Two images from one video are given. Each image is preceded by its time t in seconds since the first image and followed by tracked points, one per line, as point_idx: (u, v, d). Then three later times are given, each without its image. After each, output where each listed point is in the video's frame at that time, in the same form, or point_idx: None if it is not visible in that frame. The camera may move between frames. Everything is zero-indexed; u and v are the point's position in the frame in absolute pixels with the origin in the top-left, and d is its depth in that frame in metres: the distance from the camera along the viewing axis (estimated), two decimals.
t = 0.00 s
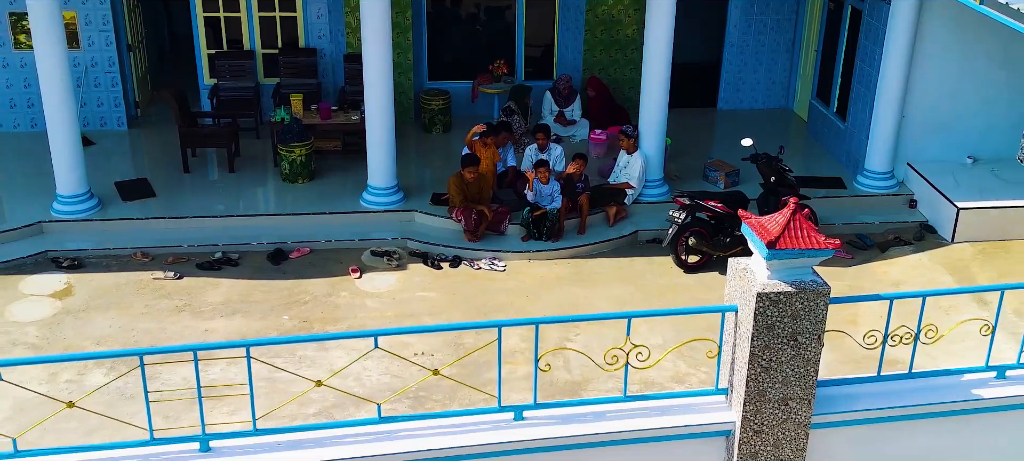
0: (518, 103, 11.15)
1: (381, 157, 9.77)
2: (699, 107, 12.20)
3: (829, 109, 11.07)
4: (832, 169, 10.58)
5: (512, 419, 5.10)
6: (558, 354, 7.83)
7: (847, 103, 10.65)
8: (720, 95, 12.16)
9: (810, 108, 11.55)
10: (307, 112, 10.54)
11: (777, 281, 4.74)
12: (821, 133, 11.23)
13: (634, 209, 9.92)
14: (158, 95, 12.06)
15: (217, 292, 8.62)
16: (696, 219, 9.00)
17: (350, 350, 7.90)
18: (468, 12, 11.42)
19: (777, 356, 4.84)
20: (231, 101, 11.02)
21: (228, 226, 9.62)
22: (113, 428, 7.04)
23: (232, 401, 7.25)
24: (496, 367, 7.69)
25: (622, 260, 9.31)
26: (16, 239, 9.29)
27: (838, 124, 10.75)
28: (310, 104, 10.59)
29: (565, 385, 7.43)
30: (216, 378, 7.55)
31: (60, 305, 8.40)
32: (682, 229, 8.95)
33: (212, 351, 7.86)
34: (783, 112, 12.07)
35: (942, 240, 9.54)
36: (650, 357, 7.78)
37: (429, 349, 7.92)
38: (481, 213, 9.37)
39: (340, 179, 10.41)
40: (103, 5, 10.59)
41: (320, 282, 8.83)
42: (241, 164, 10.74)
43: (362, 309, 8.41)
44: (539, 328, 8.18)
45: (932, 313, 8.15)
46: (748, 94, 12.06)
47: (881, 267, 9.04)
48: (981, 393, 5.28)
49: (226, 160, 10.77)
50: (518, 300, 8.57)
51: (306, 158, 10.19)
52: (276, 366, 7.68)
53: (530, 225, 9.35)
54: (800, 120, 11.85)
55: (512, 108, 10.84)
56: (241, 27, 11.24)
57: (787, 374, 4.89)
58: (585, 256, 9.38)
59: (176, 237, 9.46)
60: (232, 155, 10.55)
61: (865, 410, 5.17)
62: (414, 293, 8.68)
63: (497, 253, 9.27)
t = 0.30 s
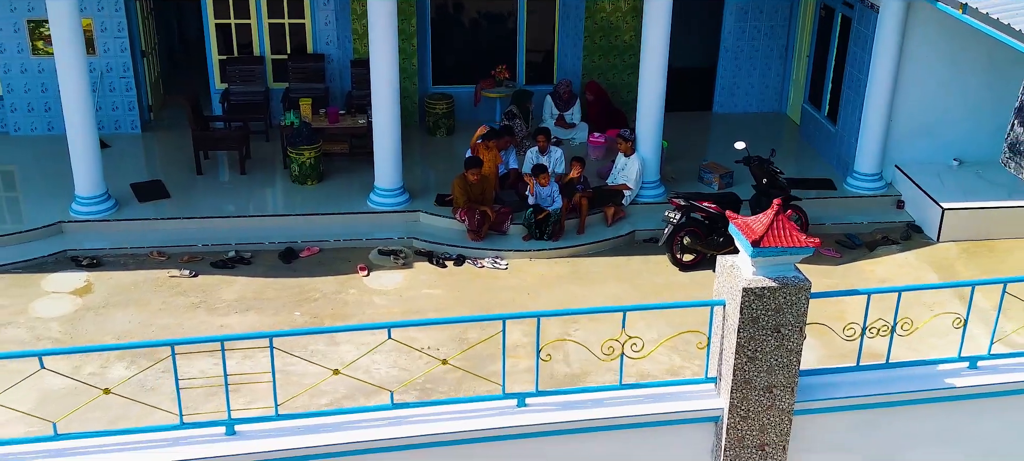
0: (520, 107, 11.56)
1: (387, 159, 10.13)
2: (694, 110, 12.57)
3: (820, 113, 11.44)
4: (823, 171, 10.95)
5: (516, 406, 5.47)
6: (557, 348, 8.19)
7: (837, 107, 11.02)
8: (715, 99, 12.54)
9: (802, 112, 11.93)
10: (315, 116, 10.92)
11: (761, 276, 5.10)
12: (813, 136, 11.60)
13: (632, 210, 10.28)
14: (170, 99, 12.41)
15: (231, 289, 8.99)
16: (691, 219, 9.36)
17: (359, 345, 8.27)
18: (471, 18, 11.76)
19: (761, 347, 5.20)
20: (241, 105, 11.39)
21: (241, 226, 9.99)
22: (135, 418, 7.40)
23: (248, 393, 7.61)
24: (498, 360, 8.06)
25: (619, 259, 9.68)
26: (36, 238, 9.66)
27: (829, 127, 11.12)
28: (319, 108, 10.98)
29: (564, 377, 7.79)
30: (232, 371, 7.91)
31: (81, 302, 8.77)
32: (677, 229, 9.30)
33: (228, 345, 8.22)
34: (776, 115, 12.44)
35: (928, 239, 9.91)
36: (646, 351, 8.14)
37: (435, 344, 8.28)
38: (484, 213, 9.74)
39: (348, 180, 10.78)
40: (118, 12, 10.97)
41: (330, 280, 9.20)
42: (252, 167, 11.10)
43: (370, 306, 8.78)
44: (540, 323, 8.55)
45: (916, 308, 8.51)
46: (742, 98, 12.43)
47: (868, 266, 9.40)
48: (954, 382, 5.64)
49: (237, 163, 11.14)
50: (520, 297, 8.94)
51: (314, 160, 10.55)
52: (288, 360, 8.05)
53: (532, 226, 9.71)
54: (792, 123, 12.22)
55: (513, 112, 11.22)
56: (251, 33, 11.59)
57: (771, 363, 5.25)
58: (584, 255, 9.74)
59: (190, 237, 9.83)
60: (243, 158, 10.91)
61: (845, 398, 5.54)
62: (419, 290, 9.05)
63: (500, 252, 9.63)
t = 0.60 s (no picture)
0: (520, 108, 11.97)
1: (393, 158, 10.53)
2: (690, 111, 12.97)
3: (811, 113, 11.85)
4: (813, 170, 11.35)
5: (517, 387, 5.86)
6: (556, 338, 8.59)
7: (826, 108, 11.42)
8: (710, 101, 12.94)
9: (793, 113, 12.33)
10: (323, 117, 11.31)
11: (745, 266, 5.50)
12: (804, 136, 12.00)
13: (628, 208, 10.69)
14: (182, 100, 12.80)
15: (244, 283, 9.39)
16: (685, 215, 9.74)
17: (367, 334, 8.66)
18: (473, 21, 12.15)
19: (745, 332, 5.60)
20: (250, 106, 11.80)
21: (252, 223, 10.39)
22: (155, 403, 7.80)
23: (262, 379, 8.01)
24: (500, 348, 8.45)
25: (616, 254, 10.08)
26: (57, 234, 10.07)
27: (818, 127, 11.53)
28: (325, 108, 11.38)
29: (563, 365, 8.19)
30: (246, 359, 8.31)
31: (101, 294, 9.16)
32: (671, 225, 9.68)
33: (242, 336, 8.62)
34: (768, 116, 12.84)
35: (913, 235, 10.30)
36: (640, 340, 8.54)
37: (439, 334, 8.68)
38: (486, 211, 10.15)
39: (355, 179, 11.18)
40: (133, 16, 11.38)
41: (339, 274, 9.59)
42: (262, 166, 11.50)
43: (377, 298, 9.17)
44: (540, 314, 8.94)
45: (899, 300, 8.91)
46: (736, 99, 12.83)
47: (855, 260, 9.80)
48: (926, 366, 6.04)
49: (248, 163, 11.54)
50: (520, 290, 9.34)
51: (322, 159, 10.95)
52: (300, 349, 8.44)
53: (532, 223, 10.10)
54: (784, 123, 12.63)
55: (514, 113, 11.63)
56: (261, 36, 11.98)
57: (754, 347, 5.65)
58: (582, 250, 10.14)
59: (204, 233, 10.23)
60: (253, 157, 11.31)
61: (824, 380, 5.93)
62: (425, 283, 9.45)
63: (501, 247, 10.03)
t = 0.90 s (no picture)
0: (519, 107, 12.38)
1: (396, 156, 10.93)
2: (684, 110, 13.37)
3: (800, 113, 12.25)
4: (801, 167, 11.75)
5: (514, 369, 6.26)
6: (552, 326, 8.97)
7: (815, 107, 11.81)
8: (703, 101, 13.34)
9: (783, 113, 12.73)
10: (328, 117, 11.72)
11: (727, 256, 5.89)
12: (793, 135, 12.39)
13: (623, 204, 11.08)
14: (191, 101, 13.20)
15: (254, 276, 9.78)
16: (677, 211, 10.13)
17: (371, 324, 9.04)
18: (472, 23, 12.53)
19: (727, 317, 6.00)
20: (257, 105, 12.18)
21: (260, 218, 10.79)
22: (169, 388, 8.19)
23: (271, 366, 8.39)
24: (498, 336, 8.83)
25: (610, 248, 10.47)
26: (73, 229, 10.47)
27: (807, 127, 11.93)
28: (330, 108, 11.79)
29: (559, 352, 8.57)
30: (256, 347, 8.70)
31: (116, 287, 9.56)
32: (664, 220, 10.07)
33: (252, 326, 9.01)
34: (760, 115, 13.24)
35: (897, 231, 10.68)
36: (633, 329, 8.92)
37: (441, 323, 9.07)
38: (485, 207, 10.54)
39: (359, 177, 11.58)
40: (145, 19, 11.79)
41: (344, 267, 9.99)
42: (270, 164, 11.90)
43: (381, 290, 9.57)
44: (537, 305, 9.32)
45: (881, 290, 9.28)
46: (728, 100, 13.23)
47: (840, 254, 10.19)
48: (898, 350, 6.44)
49: (255, 161, 11.92)
50: (518, 283, 9.73)
51: (327, 157, 11.33)
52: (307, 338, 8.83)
53: (530, 218, 10.49)
54: (775, 122, 13.03)
55: (513, 113, 12.03)
56: (268, 39, 12.37)
57: (736, 331, 6.05)
58: (578, 245, 10.53)
59: (214, 229, 10.63)
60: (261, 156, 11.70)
61: (802, 363, 6.32)
62: (427, 276, 9.84)
63: (501, 242, 10.42)
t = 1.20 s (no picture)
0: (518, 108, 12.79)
1: (398, 155, 11.35)
2: (678, 111, 13.79)
3: (789, 114, 12.67)
4: (789, 166, 12.17)
5: (512, 354, 6.68)
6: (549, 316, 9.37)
7: (802, 108, 12.23)
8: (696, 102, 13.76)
9: (773, 114, 13.15)
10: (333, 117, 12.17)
11: (710, 247, 6.31)
12: (782, 135, 12.81)
13: (617, 201, 11.48)
14: (200, 102, 13.61)
15: (262, 269, 10.20)
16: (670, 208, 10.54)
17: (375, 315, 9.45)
18: (472, 26, 12.94)
19: (709, 304, 6.43)
20: (264, 106, 12.60)
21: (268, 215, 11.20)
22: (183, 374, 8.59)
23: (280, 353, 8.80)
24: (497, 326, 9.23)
25: (605, 243, 10.88)
26: (88, 225, 10.89)
27: (795, 126, 12.35)
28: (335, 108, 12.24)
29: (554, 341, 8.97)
30: (266, 336, 9.10)
31: (131, 280, 9.97)
32: (656, 217, 10.47)
33: (262, 316, 9.42)
34: (751, 115, 13.66)
35: (880, 227, 11.08)
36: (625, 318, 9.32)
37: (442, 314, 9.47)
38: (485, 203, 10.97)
39: (362, 175, 11.99)
40: (156, 23, 12.22)
41: (348, 262, 10.40)
42: (276, 163, 12.32)
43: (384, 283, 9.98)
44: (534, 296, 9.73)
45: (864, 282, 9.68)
46: (720, 101, 13.66)
47: (826, 249, 10.59)
48: (872, 336, 6.86)
49: (262, 160, 12.33)
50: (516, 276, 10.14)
51: (332, 156, 11.74)
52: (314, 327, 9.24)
53: (528, 213, 10.93)
54: (765, 122, 13.45)
55: (512, 113, 12.43)
56: (274, 41, 12.78)
57: (719, 317, 6.48)
58: (574, 240, 10.94)
59: (224, 225, 11.05)
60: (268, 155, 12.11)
61: (781, 348, 6.75)
62: (428, 270, 10.26)
63: (499, 238, 10.84)
